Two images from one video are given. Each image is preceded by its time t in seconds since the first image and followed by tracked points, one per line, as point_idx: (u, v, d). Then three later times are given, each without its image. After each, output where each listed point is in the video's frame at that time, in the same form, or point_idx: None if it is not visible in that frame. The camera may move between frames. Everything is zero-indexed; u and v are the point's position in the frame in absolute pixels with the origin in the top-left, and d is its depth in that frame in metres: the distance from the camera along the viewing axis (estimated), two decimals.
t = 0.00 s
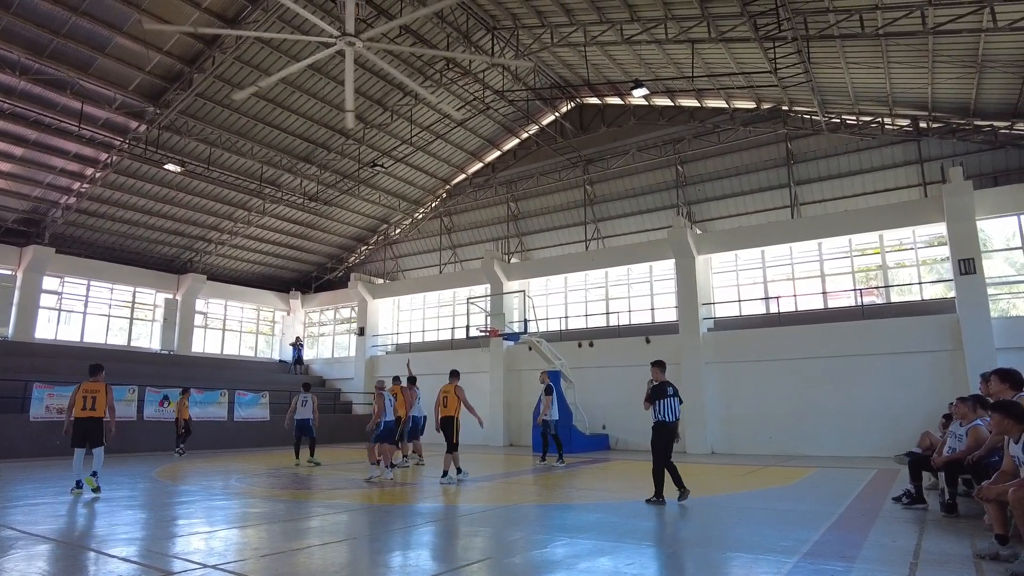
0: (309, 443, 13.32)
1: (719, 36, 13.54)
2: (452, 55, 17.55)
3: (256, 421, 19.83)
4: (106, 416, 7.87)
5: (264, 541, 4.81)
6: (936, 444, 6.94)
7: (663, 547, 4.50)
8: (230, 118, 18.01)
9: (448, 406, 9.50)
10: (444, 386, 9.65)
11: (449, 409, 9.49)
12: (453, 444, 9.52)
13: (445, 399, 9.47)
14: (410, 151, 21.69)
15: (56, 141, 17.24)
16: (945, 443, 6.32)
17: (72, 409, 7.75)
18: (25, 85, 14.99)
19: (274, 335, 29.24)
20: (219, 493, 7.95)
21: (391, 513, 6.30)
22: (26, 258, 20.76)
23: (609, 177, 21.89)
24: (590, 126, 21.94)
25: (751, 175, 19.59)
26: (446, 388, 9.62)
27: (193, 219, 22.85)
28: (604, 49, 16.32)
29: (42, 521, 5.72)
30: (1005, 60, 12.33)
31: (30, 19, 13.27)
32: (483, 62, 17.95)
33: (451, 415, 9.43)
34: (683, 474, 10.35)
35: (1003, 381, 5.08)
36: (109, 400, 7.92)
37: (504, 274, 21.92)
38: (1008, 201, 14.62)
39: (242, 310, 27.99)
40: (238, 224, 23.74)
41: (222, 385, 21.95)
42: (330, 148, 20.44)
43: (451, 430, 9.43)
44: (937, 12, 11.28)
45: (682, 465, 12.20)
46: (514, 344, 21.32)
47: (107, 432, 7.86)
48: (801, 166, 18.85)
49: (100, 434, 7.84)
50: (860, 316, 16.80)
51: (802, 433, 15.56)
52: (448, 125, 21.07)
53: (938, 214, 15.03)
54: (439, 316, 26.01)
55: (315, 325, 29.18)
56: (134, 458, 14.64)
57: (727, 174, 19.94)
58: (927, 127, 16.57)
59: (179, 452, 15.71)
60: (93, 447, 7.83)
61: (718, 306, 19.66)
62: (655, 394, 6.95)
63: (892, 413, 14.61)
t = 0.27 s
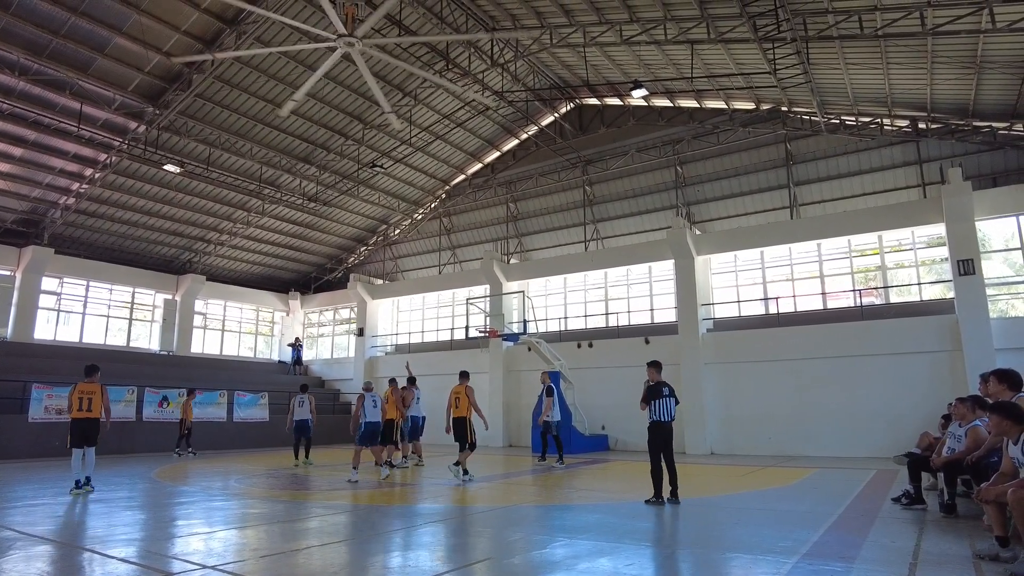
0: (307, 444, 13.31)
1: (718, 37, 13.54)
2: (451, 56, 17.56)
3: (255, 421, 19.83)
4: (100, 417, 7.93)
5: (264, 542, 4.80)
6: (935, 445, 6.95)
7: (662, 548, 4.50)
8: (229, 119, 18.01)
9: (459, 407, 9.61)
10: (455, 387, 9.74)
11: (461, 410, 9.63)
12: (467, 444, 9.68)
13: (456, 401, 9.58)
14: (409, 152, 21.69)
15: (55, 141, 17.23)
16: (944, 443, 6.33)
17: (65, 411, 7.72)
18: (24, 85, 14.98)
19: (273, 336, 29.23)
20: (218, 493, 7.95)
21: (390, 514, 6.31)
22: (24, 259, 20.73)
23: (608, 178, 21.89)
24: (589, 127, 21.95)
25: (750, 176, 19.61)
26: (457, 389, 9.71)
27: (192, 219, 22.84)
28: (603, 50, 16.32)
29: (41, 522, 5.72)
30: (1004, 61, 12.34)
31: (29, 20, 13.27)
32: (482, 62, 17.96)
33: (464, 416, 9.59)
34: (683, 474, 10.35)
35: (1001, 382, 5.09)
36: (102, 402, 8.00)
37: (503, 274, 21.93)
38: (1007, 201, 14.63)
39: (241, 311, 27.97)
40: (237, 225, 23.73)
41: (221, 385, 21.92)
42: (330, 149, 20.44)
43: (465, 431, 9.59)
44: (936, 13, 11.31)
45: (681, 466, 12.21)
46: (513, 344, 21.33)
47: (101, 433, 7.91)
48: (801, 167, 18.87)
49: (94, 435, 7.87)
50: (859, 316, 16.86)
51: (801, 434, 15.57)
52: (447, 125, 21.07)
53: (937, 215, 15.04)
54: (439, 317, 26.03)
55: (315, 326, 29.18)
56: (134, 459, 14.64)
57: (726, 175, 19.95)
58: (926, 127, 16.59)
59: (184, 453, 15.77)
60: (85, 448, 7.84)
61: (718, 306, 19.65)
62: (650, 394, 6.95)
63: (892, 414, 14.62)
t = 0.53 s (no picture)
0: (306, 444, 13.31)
1: (718, 37, 13.55)
2: (450, 56, 17.56)
3: (253, 421, 19.83)
4: (99, 419, 8.07)
5: (263, 542, 4.80)
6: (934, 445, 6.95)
7: (661, 549, 4.51)
8: (229, 119, 18.01)
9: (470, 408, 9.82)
10: (465, 388, 9.94)
11: (471, 410, 9.87)
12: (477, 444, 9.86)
13: (467, 401, 9.78)
14: (408, 153, 21.69)
15: (54, 141, 17.22)
16: (943, 444, 6.33)
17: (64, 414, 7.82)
18: (23, 86, 14.97)
19: (272, 336, 29.22)
20: (217, 494, 7.95)
21: (389, 514, 6.32)
22: (23, 259, 20.71)
23: (607, 179, 21.89)
24: (588, 128, 21.96)
25: (749, 177, 19.62)
26: (467, 390, 9.92)
27: (192, 220, 22.84)
28: (603, 51, 16.34)
29: (39, 522, 5.72)
30: (1002, 62, 12.36)
31: (28, 20, 13.26)
32: (481, 63, 17.96)
33: (474, 416, 9.85)
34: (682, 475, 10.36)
35: (1000, 383, 5.09)
36: (101, 403, 8.13)
37: (503, 275, 21.93)
38: (1005, 202, 14.64)
39: (241, 311, 27.96)
40: (237, 226, 23.73)
41: (220, 386, 21.91)
42: (329, 150, 20.45)
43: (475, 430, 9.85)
44: (935, 13, 11.33)
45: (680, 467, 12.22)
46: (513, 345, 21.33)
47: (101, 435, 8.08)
48: (800, 168, 18.88)
49: (94, 437, 8.02)
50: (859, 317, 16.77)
51: (799, 434, 15.58)
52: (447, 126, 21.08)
53: (936, 216, 15.05)
54: (438, 318, 26.03)
55: (314, 326, 29.17)
56: (133, 460, 14.64)
57: (725, 176, 19.96)
58: (925, 128, 16.61)
59: (186, 454, 15.81)
60: (85, 450, 7.98)
61: (717, 307, 19.66)
62: (650, 395, 6.95)
63: (891, 414, 14.63)
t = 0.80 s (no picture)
0: (305, 444, 13.31)
1: (717, 38, 13.58)
2: (450, 57, 17.56)
3: (252, 422, 19.83)
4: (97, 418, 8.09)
5: (262, 543, 4.80)
6: (933, 445, 6.96)
7: (661, 549, 4.51)
8: (228, 120, 18.01)
9: (484, 409, 9.96)
10: (478, 389, 10.04)
11: (483, 411, 10.00)
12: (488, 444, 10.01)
13: (479, 403, 9.90)
14: (408, 153, 21.70)
15: (53, 142, 17.20)
16: (942, 444, 6.33)
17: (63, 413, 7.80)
18: (22, 86, 14.96)
19: (272, 337, 29.21)
20: (216, 494, 7.94)
21: (388, 514, 6.32)
22: (22, 259, 20.69)
23: (607, 179, 21.90)
24: (588, 129, 21.97)
25: (748, 177, 19.63)
26: (479, 392, 10.04)
27: (191, 220, 22.83)
28: (602, 51, 16.36)
29: (38, 523, 5.71)
30: (1001, 63, 12.39)
31: (27, 20, 13.26)
32: (480, 63, 17.96)
33: (486, 418, 9.96)
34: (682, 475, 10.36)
35: (998, 383, 5.09)
36: (98, 402, 8.13)
37: (503, 276, 21.96)
38: (1004, 202, 14.65)
39: (240, 312, 27.94)
40: (236, 226, 23.72)
41: (219, 386, 21.90)
42: (329, 150, 20.45)
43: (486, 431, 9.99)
44: (933, 14, 11.35)
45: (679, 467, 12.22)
46: (512, 345, 21.35)
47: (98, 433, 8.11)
48: (799, 168, 18.90)
49: (91, 436, 8.03)
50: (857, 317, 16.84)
51: (798, 435, 15.60)
52: (446, 127, 21.09)
53: (936, 216, 15.07)
54: (437, 319, 26.04)
55: (313, 327, 29.16)
56: (132, 461, 14.62)
57: (725, 176, 19.97)
58: (923, 129, 16.63)
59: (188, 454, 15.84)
60: (82, 448, 8.00)
61: (716, 307, 19.68)
62: (651, 395, 6.94)
63: (890, 415, 14.64)
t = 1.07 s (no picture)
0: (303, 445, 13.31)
1: (716, 38, 13.60)
2: (449, 57, 17.56)
3: (252, 422, 19.81)
4: (90, 419, 8.16)
5: (261, 543, 4.80)
6: (932, 445, 6.96)
7: (660, 549, 4.51)
8: (227, 120, 18.00)
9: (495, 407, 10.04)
10: (488, 389, 10.13)
11: (494, 410, 10.07)
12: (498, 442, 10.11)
13: (491, 402, 9.96)
14: (407, 154, 21.70)
15: (53, 142, 17.20)
16: (942, 445, 6.34)
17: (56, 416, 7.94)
18: (21, 86, 14.96)
19: (271, 337, 29.20)
20: (215, 495, 7.93)
21: (388, 514, 6.32)
22: (22, 260, 20.68)
23: (606, 180, 21.91)
24: (587, 129, 21.98)
25: (748, 178, 19.65)
26: (490, 391, 10.10)
27: (190, 221, 22.83)
28: (601, 51, 16.37)
29: (37, 523, 5.70)
30: (999, 64, 12.42)
31: (26, 21, 13.26)
32: (480, 63, 17.96)
33: (497, 416, 10.06)
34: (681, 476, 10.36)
35: (998, 383, 5.09)
36: (91, 404, 8.23)
37: (502, 276, 21.94)
38: (1004, 203, 14.66)
39: (239, 312, 27.92)
40: (236, 227, 23.71)
41: (218, 387, 21.88)
42: (328, 151, 20.46)
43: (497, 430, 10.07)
44: (932, 15, 11.37)
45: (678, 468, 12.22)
46: (512, 345, 21.36)
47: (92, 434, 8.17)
48: (798, 169, 18.92)
49: (86, 437, 8.09)
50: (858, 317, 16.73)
51: (798, 435, 15.61)
52: (446, 127, 21.09)
53: (935, 216, 15.08)
54: (437, 319, 26.04)
55: (313, 327, 29.14)
56: (131, 461, 14.61)
57: (724, 177, 19.98)
58: (923, 129, 16.65)
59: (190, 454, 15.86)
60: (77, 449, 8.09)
61: (716, 308, 19.69)
62: (651, 396, 6.94)
63: (889, 415, 14.65)
